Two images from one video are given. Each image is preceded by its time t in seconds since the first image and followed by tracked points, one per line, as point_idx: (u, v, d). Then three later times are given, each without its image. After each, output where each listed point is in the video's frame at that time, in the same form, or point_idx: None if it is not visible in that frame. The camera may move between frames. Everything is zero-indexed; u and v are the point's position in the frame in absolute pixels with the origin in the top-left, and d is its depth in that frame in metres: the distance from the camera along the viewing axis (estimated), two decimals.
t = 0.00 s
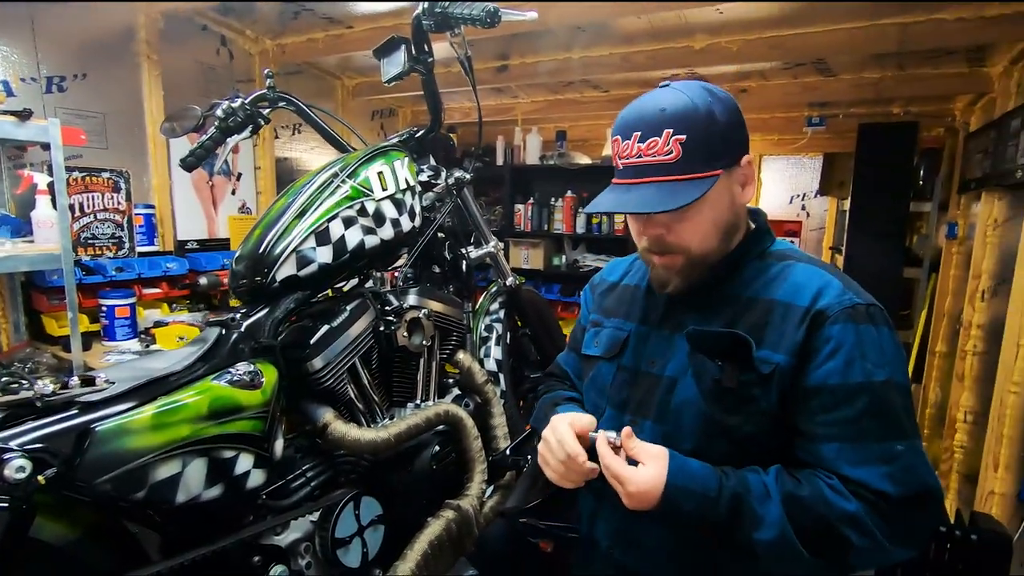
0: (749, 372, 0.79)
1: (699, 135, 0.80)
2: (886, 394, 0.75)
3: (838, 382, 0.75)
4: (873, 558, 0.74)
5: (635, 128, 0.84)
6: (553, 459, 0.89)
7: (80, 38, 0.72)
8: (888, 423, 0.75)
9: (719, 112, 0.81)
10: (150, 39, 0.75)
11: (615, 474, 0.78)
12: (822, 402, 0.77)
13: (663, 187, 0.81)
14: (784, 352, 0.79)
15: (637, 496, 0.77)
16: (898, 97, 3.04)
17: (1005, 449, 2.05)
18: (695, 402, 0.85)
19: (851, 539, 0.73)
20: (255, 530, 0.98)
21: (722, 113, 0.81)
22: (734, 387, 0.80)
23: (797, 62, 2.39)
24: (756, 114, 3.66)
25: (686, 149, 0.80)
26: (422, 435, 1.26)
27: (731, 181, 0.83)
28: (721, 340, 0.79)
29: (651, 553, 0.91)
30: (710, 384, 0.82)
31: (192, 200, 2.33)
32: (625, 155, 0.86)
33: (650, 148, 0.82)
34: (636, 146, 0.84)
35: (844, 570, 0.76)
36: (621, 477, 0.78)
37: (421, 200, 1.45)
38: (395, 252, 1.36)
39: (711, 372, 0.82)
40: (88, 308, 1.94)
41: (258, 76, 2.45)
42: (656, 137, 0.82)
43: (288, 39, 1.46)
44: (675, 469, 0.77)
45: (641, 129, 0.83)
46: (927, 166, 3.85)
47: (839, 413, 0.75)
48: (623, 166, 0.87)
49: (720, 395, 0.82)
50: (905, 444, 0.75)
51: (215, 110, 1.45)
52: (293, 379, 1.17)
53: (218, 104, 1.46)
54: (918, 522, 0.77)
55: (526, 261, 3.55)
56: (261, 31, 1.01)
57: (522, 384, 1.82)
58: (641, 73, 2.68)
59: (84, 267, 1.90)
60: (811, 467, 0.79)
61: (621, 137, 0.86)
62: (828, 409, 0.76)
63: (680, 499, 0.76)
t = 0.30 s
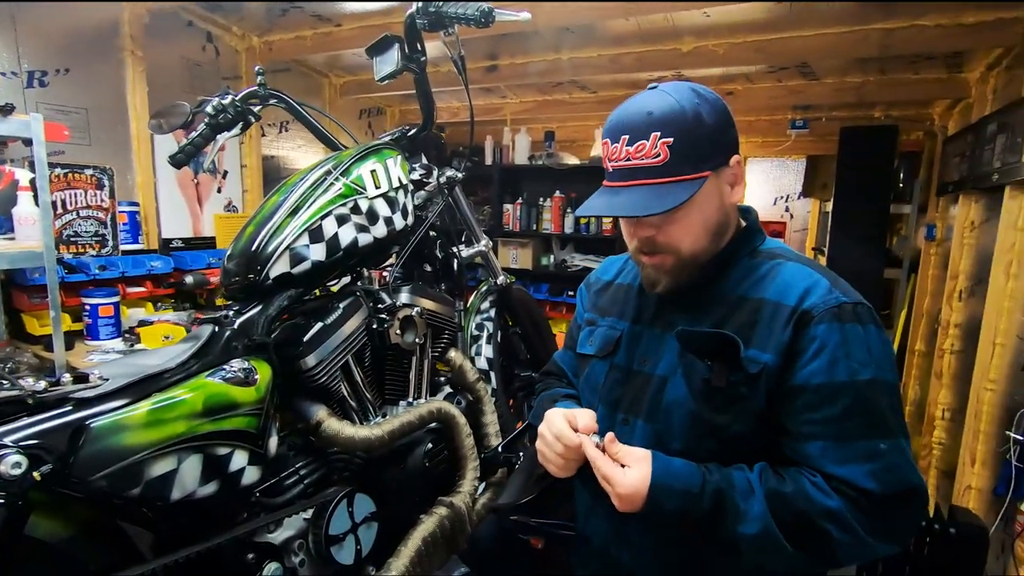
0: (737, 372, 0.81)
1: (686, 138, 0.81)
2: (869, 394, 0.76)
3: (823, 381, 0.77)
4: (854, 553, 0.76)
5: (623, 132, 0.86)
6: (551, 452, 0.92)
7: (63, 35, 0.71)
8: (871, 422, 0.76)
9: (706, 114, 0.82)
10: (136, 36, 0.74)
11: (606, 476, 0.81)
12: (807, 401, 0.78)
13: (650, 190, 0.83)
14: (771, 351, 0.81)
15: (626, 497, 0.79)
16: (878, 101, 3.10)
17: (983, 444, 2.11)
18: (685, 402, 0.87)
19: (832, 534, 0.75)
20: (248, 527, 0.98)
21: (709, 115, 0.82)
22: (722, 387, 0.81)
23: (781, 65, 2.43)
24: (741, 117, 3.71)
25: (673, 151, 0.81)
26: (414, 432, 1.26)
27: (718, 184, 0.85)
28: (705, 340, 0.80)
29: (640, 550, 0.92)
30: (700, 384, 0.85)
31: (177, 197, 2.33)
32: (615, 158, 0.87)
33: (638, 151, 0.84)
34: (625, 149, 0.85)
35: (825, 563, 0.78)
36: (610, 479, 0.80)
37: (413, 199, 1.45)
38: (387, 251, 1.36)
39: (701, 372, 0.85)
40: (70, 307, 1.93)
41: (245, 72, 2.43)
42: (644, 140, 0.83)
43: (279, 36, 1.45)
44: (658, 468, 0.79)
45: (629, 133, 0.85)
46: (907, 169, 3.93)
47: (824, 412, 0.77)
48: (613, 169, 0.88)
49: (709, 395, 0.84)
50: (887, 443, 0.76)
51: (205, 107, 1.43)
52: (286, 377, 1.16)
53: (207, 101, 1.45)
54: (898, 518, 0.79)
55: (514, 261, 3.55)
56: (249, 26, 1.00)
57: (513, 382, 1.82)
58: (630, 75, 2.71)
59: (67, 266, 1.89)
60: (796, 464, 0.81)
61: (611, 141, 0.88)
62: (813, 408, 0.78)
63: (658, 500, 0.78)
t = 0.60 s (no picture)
0: (730, 369, 0.81)
1: (685, 135, 0.82)
2: (856, 393, 0.78)
3: (812, 380, 0.78)
4: (839, 548, 0.77)
5: (622, 128, 0.87)
6: (539, 459, 0.91)
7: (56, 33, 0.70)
8: (857, 420, 0.77)
9: (703, 115, 0.83)
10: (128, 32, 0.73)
11: (603, 471, 0.81)
12: (795, 399, 0.79)
13: (648, 186, 0.83)
14: (763, 350, 0.82)
15: (628, 488, 0.79)
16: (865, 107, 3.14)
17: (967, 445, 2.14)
18: (678, 402, 0.87)
19: (818, 528, 0.76)
20: (243, 530, 0.97)
21: (706, 117, 0.83)
22: (715, 385, 0.82)
23: (771, 71, 2.46)
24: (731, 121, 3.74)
25: (672, 149, 0.82)
26: (410, 434, 1.26)
27: (712, 185, 0.86)
28: (696, 338, 0.82)
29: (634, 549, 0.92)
30: (693, 382, 0.85)
31: (166, 197, 2.29)
32: (615, 154, 0.88)
33: (637, 147, 0.85)
34: (624, 145, 0.86)
35: (812, 556, 0.79)
36: (607, 472, 0.80)
37: (408, 200, 1.45)
38: (382, 252, 1.36)
39: (694, 371, 0.84)
40: (58, 307, 1.88)
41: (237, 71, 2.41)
42: (644, 137, 0.84)
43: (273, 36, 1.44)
44: (650, 457, 0.80)
45: (628, 129, 0.86)
46: (893, 174, 3.99)
47: (812, 410, 0.78)
48: (612, 165, 0.89)
49: (701, 393, 0.85)
50: (873, 441, 0.78)
51: (198, 106, 1.42)
52: (280, 377, 1.16)
53: (201, 100, 1.43)
54: (882, 516, 0.80)
55: (507, 262, 3.55)
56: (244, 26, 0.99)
57: (505, 384, 1.83)
58: (622, 79, 2.73)
59: (54, 266, 1.83)
60: (782, 459, 0.82)
61: (610, 137, 0.89)
62: (801, 406, 0.79)
63: (658, 488, 0.78)
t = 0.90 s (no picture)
0: (705, 364, 0.81)
1: (666, 121, 0.82)
2: (828, 385, 0.78)
3: (785, 373, 0.78)
4: (815, 538, 0.77)
5: (602, 114, 0.86)
6: (518, 460, 0.89)
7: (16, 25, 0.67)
8: (830, 412, 0.78)
9: (681, 103, 0.84)
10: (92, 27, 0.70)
11: (580, 472, 0.80)
12: (768, 393, 0.79)
13: (632, 170, 0.82)
14: (736, 344, 0.82)
15: (606, 488, 0.78)
16: (845, 105, 3.17)
17: (945, 439, 2.18)
18: (653, 398, 0.87)
19: (794, 519, 0.76)
20: (216, 534, 0.96)
21: (683, 105, 0.84)
22: (689, 380, 0.82)
23: (752, 69, 2.47)
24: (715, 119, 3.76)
25: (653, 134, 0.82)
26: (389, 434, 1.25)
27: (688, 174, 0.87)
28: (670, 333, 0.81)
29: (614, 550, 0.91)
30: (666, 378, 0.85)
31: (144, 195, 2.24)
32: (595, 140, 0.87)
33: (619, 132, 0.84)
34: (604, 131, 0.85)
35: (791, 549, 0.79)
36: (584, 472, 0.80)
37: (388, 198, 1.43)
38: (361, 250, 1.34)
39: (668, 366, 0.84)
40: (31, 309, 1.83)
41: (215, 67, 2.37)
42: (625, 122, 0.83)
43: (249, 30, 1.42)
44: (627, 454, 0.80)
45: (609, 115, 0.85)
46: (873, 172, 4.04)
47: (785, 403, 0.78)
48: (591, 151, 0.87)
49: (676, 388, 0.84)
50: (846, 432, 0.78)
51: (172, 102, 1.39)
52: (256, 378, 1.14)
53: (173, 95, 1.40)
54: (857, 506, 0.80)
55: (492, 261, 3.53)
56: (217, 22, 0.97)
57: (489, 382, 1.81)
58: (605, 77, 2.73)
59: (26, 266, 1.78)
60: (758, 454, 0.82)
61: (589, 123, 0.87)
62: (775, 400, 0.79)
63: (635, 485, 0.77)
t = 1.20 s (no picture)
0: (693, 357, 0.80)
1: (676, 96, 0.85)
2: (817, 375, 0.77)
3: (774, 365, 0.77)
4: (804, 532, 0.77)
5: (615, 84, 0.86)
6: (501, 467, 0.90)
7: None
8: (818, 400, 0.77)
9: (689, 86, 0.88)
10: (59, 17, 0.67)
11: (562, 489, 0.80)
12: (757, 385, 0.78)
13: (648, 135, 0.82)
14: (724, 337, 0.81)
15: (588, 506, 0.78)
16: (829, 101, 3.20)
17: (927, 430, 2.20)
18: (641, 392, 0.86)
19: (783, 516, 0.75)
20: (198, 537, 0.94)
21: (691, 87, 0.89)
22: (677, 374, 0.81)
23: (737, 64, 2.48)
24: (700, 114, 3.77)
25: (667, 105, 0.84)
26: (376, 432, 1.23)
27: (693, 155, 0.89)
28: (658, 327, 0.81)
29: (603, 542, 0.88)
30: (654, 371, 0.83)
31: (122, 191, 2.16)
32: (605, 108, 0.86)
33: (634, 100, 0.84)
34: (619, 98, 0.85)
35: (782, 545, 0.78)
36: (566, 489, 0.79)
37: (373, 191, 1.41)
38: (346, 244, 1.32)
39: (655, 359, 0.83)
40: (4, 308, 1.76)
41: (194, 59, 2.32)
42: (640, 90, 0.84)
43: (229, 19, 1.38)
44: (610, 467, 0.79)
45: (623, 84, 0.85)
46: (856, 167, 4.08)
47: (775, 394, 0.77)
48: (601, 120, 0.86)
49: (663, 381, 0.83)
50: (834, 422, 0.77)
51: (147, 92, 1.35)
52: (237, 376, 1.11)
53: (149, 85, 1.36)
54: (846, 496, 0.79)
55: (479, 256, 3.50)
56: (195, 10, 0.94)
57: (477, 378, 1.80)
58: (591, 71, 2.71)
59: None
60: (746, 450, 0.81)
61: (599, 93, 0.87)
62: (764, 391, 0.78)
63: (618, 495, 0.77)
